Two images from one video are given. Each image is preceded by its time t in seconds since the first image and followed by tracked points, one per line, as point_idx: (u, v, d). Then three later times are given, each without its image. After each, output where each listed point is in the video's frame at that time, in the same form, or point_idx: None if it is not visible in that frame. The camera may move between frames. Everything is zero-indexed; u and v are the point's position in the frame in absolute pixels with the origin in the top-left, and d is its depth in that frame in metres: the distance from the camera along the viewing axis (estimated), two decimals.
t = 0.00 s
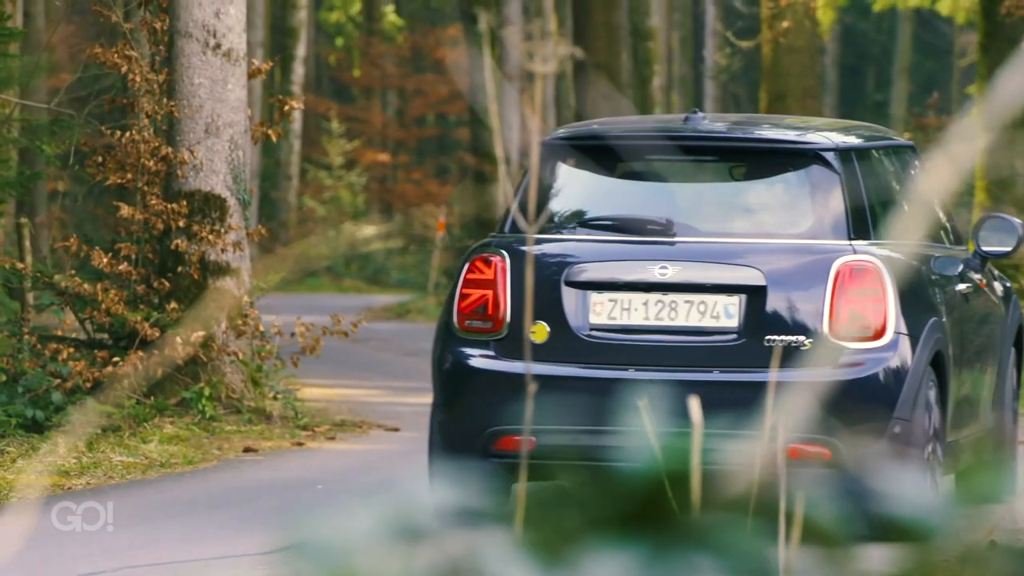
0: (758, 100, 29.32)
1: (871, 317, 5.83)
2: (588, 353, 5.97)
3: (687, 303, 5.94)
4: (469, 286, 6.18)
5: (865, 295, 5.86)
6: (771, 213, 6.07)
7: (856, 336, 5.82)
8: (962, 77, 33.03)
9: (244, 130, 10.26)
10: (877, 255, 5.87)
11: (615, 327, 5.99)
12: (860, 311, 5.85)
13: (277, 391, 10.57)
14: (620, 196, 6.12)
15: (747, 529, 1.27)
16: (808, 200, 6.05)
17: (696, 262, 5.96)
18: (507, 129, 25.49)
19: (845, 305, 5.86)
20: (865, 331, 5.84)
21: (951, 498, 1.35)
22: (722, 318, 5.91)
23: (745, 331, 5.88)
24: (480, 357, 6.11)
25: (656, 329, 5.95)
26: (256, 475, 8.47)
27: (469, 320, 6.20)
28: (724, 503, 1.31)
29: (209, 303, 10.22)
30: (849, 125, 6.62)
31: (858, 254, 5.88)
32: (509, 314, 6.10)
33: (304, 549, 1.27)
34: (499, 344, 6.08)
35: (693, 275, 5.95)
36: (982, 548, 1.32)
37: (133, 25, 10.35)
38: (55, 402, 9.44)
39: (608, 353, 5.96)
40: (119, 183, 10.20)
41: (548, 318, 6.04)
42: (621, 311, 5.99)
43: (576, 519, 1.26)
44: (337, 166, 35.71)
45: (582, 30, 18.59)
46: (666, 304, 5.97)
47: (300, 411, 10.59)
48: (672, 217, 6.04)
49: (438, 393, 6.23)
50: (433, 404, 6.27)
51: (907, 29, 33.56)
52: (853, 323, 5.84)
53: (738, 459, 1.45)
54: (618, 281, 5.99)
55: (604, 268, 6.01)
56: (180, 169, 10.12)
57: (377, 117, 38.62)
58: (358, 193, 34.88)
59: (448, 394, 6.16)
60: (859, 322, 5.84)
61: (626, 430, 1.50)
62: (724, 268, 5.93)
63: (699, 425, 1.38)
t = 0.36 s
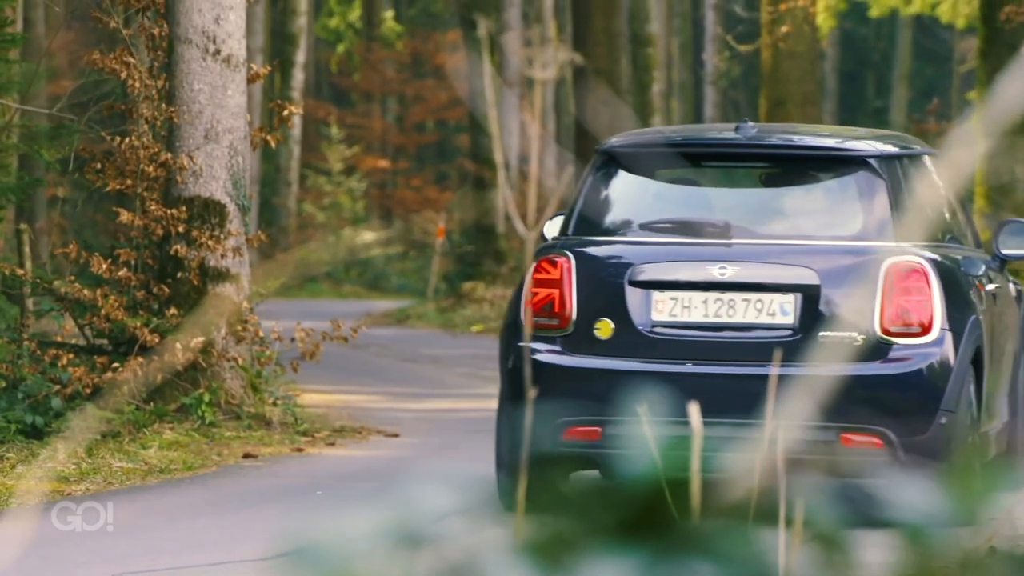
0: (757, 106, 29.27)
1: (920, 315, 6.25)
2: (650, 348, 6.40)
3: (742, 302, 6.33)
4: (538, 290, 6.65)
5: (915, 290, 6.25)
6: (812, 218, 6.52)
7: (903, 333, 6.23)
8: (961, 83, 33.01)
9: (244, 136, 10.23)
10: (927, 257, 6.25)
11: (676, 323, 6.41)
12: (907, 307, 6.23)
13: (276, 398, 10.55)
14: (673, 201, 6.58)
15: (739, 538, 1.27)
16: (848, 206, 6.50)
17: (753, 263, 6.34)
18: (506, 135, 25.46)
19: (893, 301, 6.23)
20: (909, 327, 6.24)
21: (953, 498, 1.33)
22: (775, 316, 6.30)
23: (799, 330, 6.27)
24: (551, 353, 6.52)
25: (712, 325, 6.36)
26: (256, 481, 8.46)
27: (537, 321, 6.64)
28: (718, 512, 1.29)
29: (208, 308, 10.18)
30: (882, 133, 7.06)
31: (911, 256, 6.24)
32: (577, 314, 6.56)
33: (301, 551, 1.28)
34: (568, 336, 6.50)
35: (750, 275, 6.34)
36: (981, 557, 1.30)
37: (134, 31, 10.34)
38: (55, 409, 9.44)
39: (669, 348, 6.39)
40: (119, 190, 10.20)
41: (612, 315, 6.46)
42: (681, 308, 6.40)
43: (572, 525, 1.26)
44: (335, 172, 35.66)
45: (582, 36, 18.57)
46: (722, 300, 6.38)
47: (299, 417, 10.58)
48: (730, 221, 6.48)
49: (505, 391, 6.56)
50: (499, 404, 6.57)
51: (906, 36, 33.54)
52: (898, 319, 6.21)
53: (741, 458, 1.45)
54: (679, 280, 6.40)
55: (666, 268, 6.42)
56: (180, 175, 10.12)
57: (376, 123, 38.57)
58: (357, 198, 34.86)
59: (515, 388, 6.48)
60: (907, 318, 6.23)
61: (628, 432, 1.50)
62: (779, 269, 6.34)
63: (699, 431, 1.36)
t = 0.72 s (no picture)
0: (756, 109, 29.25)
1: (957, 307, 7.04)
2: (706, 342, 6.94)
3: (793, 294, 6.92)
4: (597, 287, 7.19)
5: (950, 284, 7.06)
6: (845, 220, 7.10)
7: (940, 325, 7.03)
8: (961, 86, 33.00)
9: (244, 140, 10.22)
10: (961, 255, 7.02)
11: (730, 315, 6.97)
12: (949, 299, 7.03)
13: (277, 401, 10.54)
14: (720, 202, 7.14)
15: (742, 539, 1.25)
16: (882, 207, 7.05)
17: (804, 258, 6.93)
18: (506, 139, 25.47)
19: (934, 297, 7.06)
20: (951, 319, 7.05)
21: (950, 502, 1.33)
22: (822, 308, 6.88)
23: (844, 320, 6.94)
24: (611, 346, 7.09)
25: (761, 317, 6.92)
26: (255, 485, 8.45)
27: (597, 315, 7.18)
28: (717, 510, 1.28)
29: (209, 312, 10.20)
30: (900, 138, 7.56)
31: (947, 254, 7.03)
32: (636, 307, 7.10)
33: (303, 554, 1.27)
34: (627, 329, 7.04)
35: (801, 272, 6.93)
36: (982, 561, 1.29)
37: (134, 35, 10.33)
38: (54, 412, 9.44)
39: (722, 338, 6.95)
40: (119, 193, 10.21)
41: (669, 307, 7.01)
42: (735, 300, 6.96)
43: (570, 520, 1.25)
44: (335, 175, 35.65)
45: (582, 40, 18.59)
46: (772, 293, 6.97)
47: (300, 420, 10.56)
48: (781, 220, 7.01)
49: (567, 376, 7.21)
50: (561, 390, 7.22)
51: (905, 39, 33.54)
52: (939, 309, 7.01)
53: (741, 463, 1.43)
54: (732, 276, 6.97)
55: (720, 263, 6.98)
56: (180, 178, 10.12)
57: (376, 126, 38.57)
58: (358, 202, 34.85)
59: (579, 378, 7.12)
60: (946, 307, 7.04)
61: (630, 434, 1.50)
62: (829, 266, 6.89)
63: (700, 433, 1.36)
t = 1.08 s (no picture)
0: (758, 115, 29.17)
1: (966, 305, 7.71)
2: (735, 338, 7.77)
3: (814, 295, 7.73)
4: (635, 286, 7.99)
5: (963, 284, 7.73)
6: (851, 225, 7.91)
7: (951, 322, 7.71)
8: (961, 91, 33.00)
9: (244, 144, 10.23)
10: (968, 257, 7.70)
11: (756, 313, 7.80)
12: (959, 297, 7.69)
13: (276, 405, 10.52)
14: (740, 212, 7.92)
15: (743, 546, 1.23)
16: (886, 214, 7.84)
17: (825, 260, 7.77)
18: (507, 143, 25.49)
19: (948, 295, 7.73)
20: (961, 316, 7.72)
21: (955, 510, 1.32)
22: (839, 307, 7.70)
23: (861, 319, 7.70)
24: (650, 340, 7.90)
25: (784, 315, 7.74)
26: (256, 489, 8.45)
27: (636, 312, 7.98)
28: (719, 515, 1.26)
29: (210, 316, 10.19)
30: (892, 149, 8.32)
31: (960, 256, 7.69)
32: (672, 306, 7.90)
33: (304, 560, 1.26)
34: (665, 326, 7.84)
35: (822, 273, 7.76)
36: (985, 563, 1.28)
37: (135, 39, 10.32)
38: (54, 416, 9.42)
39: (749, 334, 7.77)
40: (119, 197, 10.21)
41: (703, 307, 7.82)
42: (760, 298, 7.78)
43: (570, 526, 1.24)
44: (337, 180, 35.64)
45: (582, 45, 18.64)
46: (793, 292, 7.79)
47: (300, 425, 10.56)
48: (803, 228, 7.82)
49: (607, 364, 8.02)
50: (601, 377, 8.02)
51: (905, 44, 33.57)
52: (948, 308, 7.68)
53: (743, 469, 1.43)
54: (760, 278, 7.79)
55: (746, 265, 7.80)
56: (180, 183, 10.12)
57: (377, 130, 38.59)
58: (359, 206, 34.83)
59: (618, 367, 7.93)
60: (957, 307, 7.71)
61: (631, 436, 1.51)
62: (847, 269, 7.72)
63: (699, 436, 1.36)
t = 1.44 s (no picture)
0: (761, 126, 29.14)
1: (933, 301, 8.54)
2: (724, 336, 8.53)
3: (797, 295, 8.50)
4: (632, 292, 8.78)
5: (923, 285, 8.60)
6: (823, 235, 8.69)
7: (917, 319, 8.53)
8: (963, 100, 32.97)
9: (247, 153, 10.23)
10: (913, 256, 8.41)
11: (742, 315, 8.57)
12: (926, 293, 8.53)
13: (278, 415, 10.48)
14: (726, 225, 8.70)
15: (743, 557, 1.16)
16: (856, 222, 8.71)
17: (805, 266, 8.54)
18: (508, 154, 25.50)
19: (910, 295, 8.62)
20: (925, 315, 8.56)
21: (956, 514, 1.22)
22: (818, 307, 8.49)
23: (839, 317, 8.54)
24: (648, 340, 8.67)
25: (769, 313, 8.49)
26: (257, 499, 8.44)
27: (633, 315, 8.75)
28: (721, 524, 1.19)
29: (211, 326, 10.18)
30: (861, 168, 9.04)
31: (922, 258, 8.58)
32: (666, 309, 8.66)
33: (304, 568, 1.25)
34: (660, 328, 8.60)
35: (803, 278, 8.53)
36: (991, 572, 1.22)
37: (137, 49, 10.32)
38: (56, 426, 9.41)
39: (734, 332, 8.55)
40: (122, 207, 10.21)
41: (694, 309, 8.59)
42: (747, 299, 8.53)
43: (569, 534, 1.16)
44: (339, 189, 35.64)
45: (584, 54, 18.67)
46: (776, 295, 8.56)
47: (302, 434, 10.50)
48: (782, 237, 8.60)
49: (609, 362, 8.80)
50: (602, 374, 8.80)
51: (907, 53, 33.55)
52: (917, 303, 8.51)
53: (745, 474, 1.36)
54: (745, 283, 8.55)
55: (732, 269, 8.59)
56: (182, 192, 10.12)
57: (379, 140, 38.59)
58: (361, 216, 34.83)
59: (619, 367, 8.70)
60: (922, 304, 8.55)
61: (629, 448, 1.46)
62: (825, 275, 8.51)
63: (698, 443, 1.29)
